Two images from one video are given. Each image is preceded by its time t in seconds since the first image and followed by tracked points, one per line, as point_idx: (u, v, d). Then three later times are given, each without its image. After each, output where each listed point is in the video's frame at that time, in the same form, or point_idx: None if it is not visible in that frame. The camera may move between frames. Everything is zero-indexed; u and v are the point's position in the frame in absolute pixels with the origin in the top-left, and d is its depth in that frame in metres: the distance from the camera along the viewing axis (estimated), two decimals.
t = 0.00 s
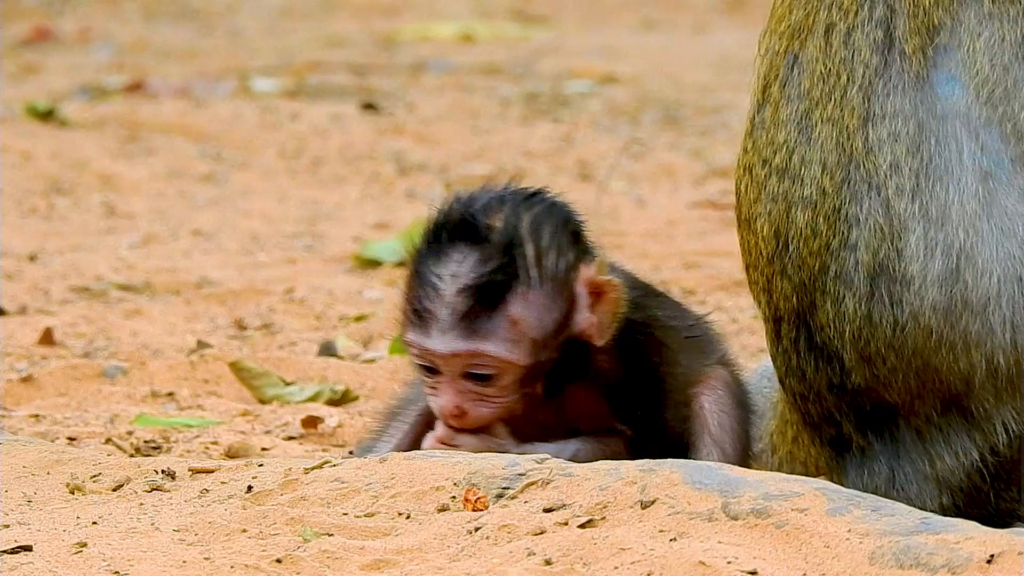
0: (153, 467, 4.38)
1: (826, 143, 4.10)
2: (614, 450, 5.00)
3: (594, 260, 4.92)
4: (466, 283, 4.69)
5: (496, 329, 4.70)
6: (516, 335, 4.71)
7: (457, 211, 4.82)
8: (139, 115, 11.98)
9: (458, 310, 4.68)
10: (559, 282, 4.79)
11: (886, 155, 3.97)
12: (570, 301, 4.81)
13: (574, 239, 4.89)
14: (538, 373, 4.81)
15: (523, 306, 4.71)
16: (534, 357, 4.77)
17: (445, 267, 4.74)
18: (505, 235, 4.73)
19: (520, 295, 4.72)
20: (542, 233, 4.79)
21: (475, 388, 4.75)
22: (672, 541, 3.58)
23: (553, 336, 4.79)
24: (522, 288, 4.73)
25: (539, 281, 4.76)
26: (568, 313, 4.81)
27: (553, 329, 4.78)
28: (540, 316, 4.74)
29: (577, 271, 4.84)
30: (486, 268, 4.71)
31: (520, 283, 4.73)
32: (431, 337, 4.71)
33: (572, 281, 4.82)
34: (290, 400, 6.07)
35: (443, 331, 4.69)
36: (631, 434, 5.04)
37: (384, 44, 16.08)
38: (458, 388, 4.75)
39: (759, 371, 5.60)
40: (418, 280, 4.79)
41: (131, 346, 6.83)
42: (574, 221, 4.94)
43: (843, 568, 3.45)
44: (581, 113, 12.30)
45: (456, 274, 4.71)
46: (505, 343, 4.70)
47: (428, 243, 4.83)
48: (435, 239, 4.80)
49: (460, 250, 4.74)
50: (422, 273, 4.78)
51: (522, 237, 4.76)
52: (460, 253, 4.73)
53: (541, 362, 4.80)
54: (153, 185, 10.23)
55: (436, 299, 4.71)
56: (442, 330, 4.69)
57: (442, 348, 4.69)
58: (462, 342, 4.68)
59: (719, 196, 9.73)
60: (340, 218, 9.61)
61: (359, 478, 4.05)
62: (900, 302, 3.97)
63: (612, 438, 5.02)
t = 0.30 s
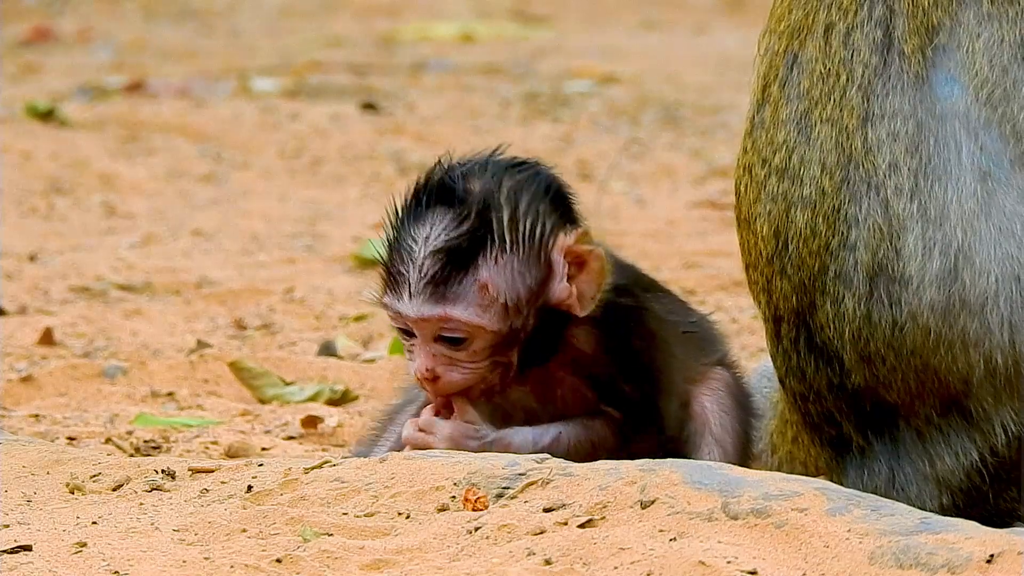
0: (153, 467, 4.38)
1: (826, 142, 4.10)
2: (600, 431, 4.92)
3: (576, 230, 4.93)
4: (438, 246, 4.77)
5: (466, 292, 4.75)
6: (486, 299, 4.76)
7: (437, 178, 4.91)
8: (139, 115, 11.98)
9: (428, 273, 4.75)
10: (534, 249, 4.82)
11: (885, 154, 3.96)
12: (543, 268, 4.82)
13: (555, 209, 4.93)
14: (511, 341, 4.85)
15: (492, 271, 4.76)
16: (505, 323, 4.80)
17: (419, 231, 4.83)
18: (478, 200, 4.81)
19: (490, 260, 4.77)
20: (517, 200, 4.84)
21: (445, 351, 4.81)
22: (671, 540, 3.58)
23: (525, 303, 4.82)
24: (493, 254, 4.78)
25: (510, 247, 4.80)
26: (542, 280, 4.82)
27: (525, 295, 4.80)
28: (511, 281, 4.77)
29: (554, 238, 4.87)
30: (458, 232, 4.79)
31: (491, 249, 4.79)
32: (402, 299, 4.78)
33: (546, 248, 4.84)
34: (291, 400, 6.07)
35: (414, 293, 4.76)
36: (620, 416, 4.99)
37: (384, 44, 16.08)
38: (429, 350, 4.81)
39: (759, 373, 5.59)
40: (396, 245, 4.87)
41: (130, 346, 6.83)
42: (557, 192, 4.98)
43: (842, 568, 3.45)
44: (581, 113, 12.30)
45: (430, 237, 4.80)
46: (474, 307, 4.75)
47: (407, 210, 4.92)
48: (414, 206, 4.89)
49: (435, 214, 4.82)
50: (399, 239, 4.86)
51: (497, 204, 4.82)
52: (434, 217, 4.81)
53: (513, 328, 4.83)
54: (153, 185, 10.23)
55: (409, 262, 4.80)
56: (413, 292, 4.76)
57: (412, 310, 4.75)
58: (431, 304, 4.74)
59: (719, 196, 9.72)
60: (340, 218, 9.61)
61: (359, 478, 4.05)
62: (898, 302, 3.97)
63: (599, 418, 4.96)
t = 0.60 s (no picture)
0: (153, 467, 4.38)
1: (824, 141, 4.10)
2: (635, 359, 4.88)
3: (525, 201, 4.97)
4: (390, 234, 4.74)
5: (423, 276, 4.72)
6: (443, 281, 4.74)
7: (381, 166, 4.88)
8: (138, 115, 11.98)
9: (384, 262, 4.71)
10: (484, 225, 4.84)
11: (883, 153, 3.96)
12: (496, 242, 4.85)
13: (500, 185, 4.96)
14: (474, 319, 4.82)
15: (446, 251, 4.75)
16: (466, 302, 4.77)
17: (369, 222, 4.79)
18: (425, 183, 4.80)
19: (443, 240, 4.76)
20: (463, 179, 4.87)
21: (411, 339, 4.74)
22: (671, 540, 3.58)
23: (483, 280, 4.81)
24: (445, 234, 4.77)
25: (462, 226, 4.80)
26: (499, 254, 4.85)
27: (483, 271, 4.80)
28: (467, 260, 4.77)
29: (504, 211, 4.91)
30: (408, 216, 4.76)
31: (442, 229, 4.78)
32: (361, 292, 4.72)
33: (496, 223, 4.87)
34: (290, 400, 6.07)
35: (372, 284, 4.71)
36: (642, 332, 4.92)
37: (383, 44, 16.08)
38: (394, 340, 4.74)
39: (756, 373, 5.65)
40: (348, 239, 4.83)
41: (131, 346, 6.83)
42: (503, 165, 5.01)
43: (842, 569, 3.45)
44: (581, 113, 12.30)
45: (381, 226, 4.76)
46: (434, 290, 4.73)
47: (355, 203, 4.88)
48: (360, 198, 4.86)
49: (384, 203, 4.79)
50: (351, 232, 4.82)
51: (444, 184, 4.82)
52: (383, 206, 4.78)
53: (475, 306, 4.81)
54: (153, 185, 10.23)
55: (363, 254, 4.75)
56: (371, 283, 4.71)
57: (373, 301, 4.70)
58: (391, 292, 4.69)
59: (719, 196, 9.72)
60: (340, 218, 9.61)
61: (359, 478, 4.05)
62: (896, 300, 3.97)
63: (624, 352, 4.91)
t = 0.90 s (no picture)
0: (153, 467, 4.38)
1: (817, 139, 4.09)
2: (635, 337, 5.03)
3: (534, 195, 4.99)
4: (408, 253, 4.76)
5: (448, 290, 4.76)
6: (468, 291, 4.77)
7: (386, 180, 4.87)
8: (138, 115, 11.98)
9: (406, 281, 4.75)
10: (499, 227, 4.87)
11: (873, 152, 3.93)
12: (514, 241, 4.88)
13: (508, 180, 4.97)
14: (502, 322, 4.87)
15: (466, 261, 4.78)
16: (492, 306, 4.82)
17: (384, 241, 4.80)
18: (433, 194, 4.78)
19: (461, 251, 4.78)
20: (471, 183, 4.86)
21: (443, 352, 4.82)
22: (671, 540, 3.58)
23: (507, 281, 4.85)
24: (462, 244, 4.80)
25: (478, 233, 4.83)
26: (518, 253, 4.88)
27: (505, 272, 4.84)
28: (487, 265, 4.80)
29: (516, 210, 4.93)
30: (422, 233, 4.78)
31: (458, 240, 4.80)
32: (388, 313, 4.79)
33: (511, 221, 4.89)
34: (290, 400, 6.07)
35: (398, 305, 4.77)
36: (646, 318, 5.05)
37: (383, 44, 16.08)
38: (428, 355, 4.83)
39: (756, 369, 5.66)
40: (365, 260, 4.85)
41: (130, 346, 6.84)
42: (507, 164, 5.02)
43: (843, 569, 3.45)
44: (581, 113, 12.30)
45: (396, 246, 4.77)
46: (460, 302, 4.77)
47: (365, 220, 4.88)
48: (370, 218, 4.86)
49: (395, 220, 4.79)
50: (367, 251, 4.84)
51: (453, 192, 4.81)
52: (395, 226, 4.78)
53: (502, 308, 4.86)
54: (152, 185, 10.23)
55: (383, 274, 4.79)
56: (397, 304, 4.77)
57: (401, 320, 4.77)
58: (418, 311, 4.75)
59: (719, 196, 9.73)
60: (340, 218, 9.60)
61: (359, 478, 4.05)
62: (886, 299, 3.94)
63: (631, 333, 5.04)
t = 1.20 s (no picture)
0: (153, 467, 4.38)
1: (795, 144, 4.14)
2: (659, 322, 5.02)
3: (560, 160, 4.96)
4: (428, 205, 4.76)
5: (465, 244, 4.75)
6: (485, 246, 4.76)
7: (412, 138, 4.88)
8: (138, 115, 11.98)
9: (424, 233, 4.73)
10: (522, 187, 4.84)
11: (847, 158, 3.99)
12: (535, 203, 4.84)
13: (534, 143, 4.93)
14: (520, 283, 4.85)
15: (485, 217, 4.77)
16: (510, 265, 4.79)
17: (405, 194, 4.80)
18: (457, 151, 4.79)
19: (481, 207, 4.78)
20: (496, 142, 4.84)
21: (458, 309, 4.80)
22: (671, 541, 3.58)
23: (527, 243, 4.82)
24: (483, 200, 4.79)
25: (500, 190, 4.81)
26: (540, 214, 4.84)
27: (525, 234, 4.81)
28: (507, 223, 4.78)
29: (540, 171, 4.88)
30: (444, 186, 4.78)
31: (480, 195, 4.79)
32: (404, 265, 4.77)
33: (535, 183, 4.85)
34: (290, 400, 6.07)
35: (415, 257, 4.75)
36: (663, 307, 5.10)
37: (383, 44, 16.08)
38: (443, 311, 4.80)
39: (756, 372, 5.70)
40: (386, 214, 4.85)
41: (130, 346, 6.84)
42: (536, 127, 4.99)
43: (843, 569, 3.45)
44: (581, 113, 12.31)
45: (417, 198, 4.77)
46: (476, 257, 4.75)
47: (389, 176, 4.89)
48: (395, 171, 4.87)
49: (418, 174, 4.80)
50: (388, 204, 4.84)
51: (477, 149, 4.82)
52: (417, 179, 4.79)
53: (521, 268, 4.83)
54: (153, 185, 10.24)
55: (403, 226, 4.78)
56: (414, 256, 4.75)
57: (417, 272, 4.74)
58: (434, 263, 4.73)
59: (719, 196, 9.73)
60: (340, 218, 9.60)
61: (359, 478, 4.05)
62: (863, 305, 4.00)
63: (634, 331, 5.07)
